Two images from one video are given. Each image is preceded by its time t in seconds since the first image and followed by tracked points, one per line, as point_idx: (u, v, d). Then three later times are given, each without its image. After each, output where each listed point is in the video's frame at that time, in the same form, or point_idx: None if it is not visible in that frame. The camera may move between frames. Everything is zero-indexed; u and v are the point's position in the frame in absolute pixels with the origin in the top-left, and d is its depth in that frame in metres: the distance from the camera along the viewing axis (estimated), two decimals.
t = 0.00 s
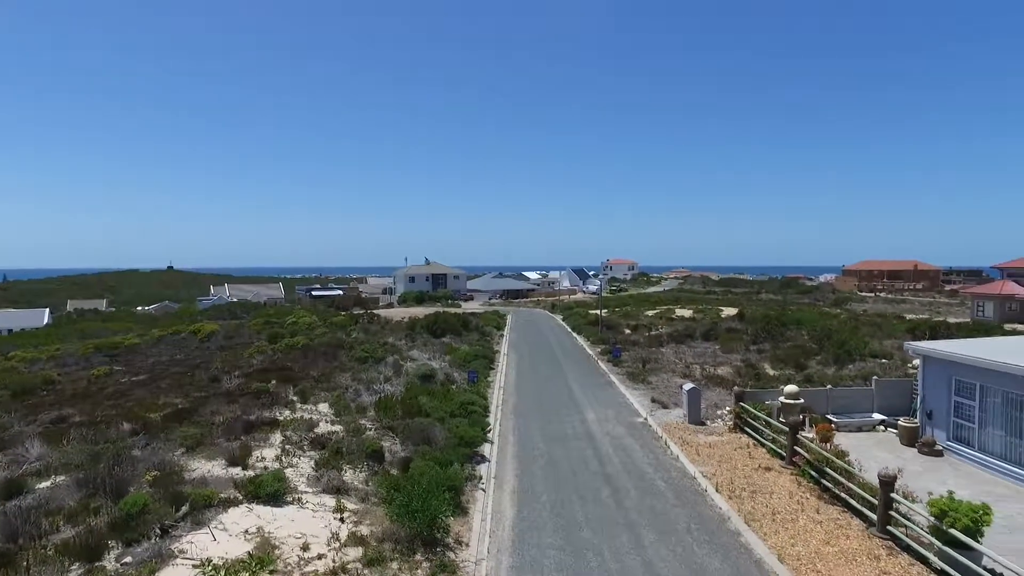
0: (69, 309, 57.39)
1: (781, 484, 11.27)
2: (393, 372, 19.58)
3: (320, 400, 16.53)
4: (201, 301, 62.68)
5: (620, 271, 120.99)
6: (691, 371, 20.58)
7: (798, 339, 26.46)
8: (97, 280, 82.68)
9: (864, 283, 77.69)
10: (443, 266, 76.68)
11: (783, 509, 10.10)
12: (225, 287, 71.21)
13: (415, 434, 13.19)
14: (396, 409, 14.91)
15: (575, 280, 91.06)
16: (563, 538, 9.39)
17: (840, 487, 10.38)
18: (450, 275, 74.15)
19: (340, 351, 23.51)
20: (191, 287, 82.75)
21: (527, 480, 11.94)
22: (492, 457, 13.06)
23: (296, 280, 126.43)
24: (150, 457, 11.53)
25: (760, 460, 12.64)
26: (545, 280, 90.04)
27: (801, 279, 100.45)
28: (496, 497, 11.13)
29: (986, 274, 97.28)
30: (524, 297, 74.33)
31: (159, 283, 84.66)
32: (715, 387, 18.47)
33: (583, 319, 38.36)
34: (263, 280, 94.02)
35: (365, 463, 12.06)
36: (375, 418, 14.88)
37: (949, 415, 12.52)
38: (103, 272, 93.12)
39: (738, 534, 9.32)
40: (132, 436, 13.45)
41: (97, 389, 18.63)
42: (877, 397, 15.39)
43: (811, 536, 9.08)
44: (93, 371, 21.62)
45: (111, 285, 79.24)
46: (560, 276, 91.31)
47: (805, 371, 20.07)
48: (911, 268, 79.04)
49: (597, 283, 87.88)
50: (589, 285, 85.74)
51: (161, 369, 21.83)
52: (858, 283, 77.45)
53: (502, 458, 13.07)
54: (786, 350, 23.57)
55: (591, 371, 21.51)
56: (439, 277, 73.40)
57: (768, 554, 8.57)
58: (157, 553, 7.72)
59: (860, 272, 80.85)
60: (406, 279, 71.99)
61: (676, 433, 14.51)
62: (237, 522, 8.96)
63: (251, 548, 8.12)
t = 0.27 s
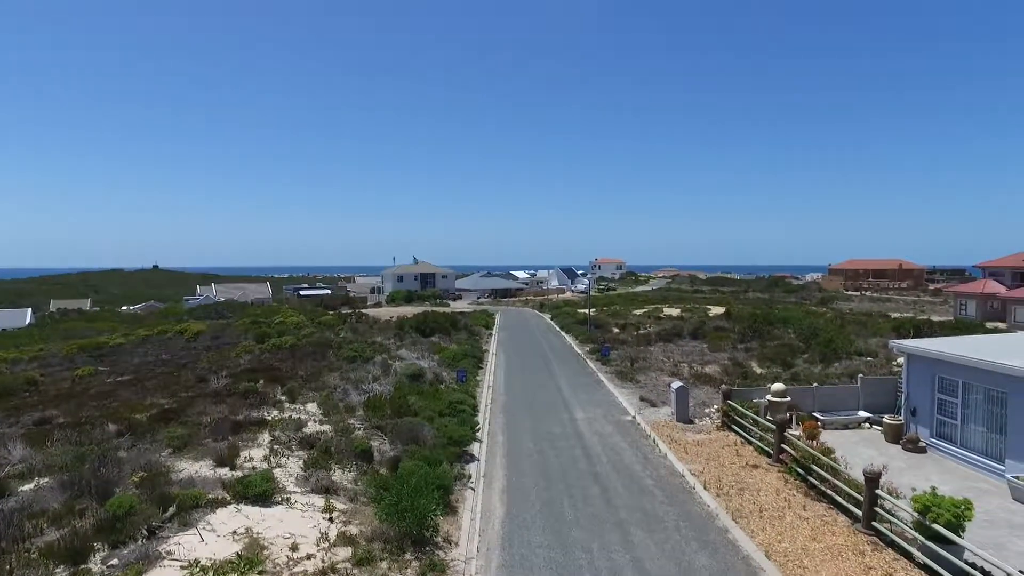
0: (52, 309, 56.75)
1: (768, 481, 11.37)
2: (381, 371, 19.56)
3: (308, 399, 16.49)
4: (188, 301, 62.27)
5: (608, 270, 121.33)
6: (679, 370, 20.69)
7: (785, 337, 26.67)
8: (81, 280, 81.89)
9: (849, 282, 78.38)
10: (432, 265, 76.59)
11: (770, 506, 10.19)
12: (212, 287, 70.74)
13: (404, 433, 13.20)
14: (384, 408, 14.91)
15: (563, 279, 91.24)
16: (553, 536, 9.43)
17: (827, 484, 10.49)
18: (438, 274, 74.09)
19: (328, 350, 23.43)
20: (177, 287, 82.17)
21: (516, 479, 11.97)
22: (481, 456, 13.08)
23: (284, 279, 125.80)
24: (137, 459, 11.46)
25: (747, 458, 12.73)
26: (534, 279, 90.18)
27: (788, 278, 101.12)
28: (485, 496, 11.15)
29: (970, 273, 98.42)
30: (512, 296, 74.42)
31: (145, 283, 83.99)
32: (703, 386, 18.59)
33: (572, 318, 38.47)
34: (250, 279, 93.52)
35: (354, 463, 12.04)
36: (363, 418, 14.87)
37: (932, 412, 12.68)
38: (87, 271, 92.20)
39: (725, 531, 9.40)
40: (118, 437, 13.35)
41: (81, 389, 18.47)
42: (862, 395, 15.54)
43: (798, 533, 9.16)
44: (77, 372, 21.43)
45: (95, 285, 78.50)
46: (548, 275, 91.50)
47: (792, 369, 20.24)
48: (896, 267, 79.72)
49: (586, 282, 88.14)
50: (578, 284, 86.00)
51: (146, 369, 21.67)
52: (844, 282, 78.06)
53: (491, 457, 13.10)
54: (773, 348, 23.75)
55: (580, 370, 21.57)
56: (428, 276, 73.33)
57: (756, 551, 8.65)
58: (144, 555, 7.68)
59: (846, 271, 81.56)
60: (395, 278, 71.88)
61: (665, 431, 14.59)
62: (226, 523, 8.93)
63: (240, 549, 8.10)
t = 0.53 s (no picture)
0: (36, 309, 56.13)
1: (756, 478, 11.47)
2: (370, 371, 19.55)
3: (296, 399, 16.46)
4: (174, 300, 61.85)
5: (597, 269, 121.66)
6: (667, 369, 20.80)
7: (772, 336, 26.87)
8: (66, 279, 81.15)
9: (836, 281, 79.01)
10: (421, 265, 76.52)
11: (757, 503, 10.27)
12: (199, 286, 70.28)
13: (393, 432, 13.22)
14: (373, 408, 14.90)
15: (552, 278, 91.41)
16: (543, 535, 9.47)
17: (813, 481, 10.59)
18: (427, 274, 74.05)
19: (317, 350, 23.38)
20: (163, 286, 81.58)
21: (505, 477, 12.01)
22: (470, 455, 13.10)
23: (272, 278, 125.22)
24: (123, 460, 11.40)
25: (735, 456, 12.83)
26: (523, 278, 90.32)
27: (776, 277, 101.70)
28: (475, 495, 11.18)
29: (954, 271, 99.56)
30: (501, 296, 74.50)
31: (131, 282, 83.36)
32: (691, 384, 18.70)
33: (560, 317, 38.57)
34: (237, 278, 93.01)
35: (343, 463, 12.04)
36: (352, 418, 14.87)
37: (916, 409, 12.83)
38: (72, 271, 91.31)
39: (714, 528, 9.47)
40: (103, 438, 13.27)
41: (65, 390, 18.33)
42: (848, 393, 15.68)
43: (785, 530, 9.25)
44: (62, 372, 21.27)
45: (80, 285, 77.82)
46: (537, 275, 91.68)
47: (778, 367, 20.39)
48: (881, 266, 80.37)
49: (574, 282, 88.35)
50: (567, 283, 86.23)
51: (132, 369, 21.53)
52: (830, 282, 78.63)
53: (480, 456, 13.12)
54: (761, 346, 23.93)
55: (569, 369, 21.62)
56: (416, 275, 73.30)
57: (744, 548, 8.73)
58: (130, 557, 7.64)
59: (832, 270, 82.24)
60: (383, 278, 71.77)
61: (653, 430, 14.67)
62: (214, 524, 8.91)
63: (228, 550, 8.09)
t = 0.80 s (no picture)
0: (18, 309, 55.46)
1: (744, 476, 11.56)
2: (358, 371, 19.52)
3: (284, 399, 16.40)
4: (161, 300, 61.37)
5: (586, 268, 121.95)
6: (656, 367, 20.91)
7: (759, 335, 27.06)
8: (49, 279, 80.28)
9: (822, 279, 79.67)
10: (410, 264, 76.43)
11: (746, 501, 10.36)
12: (186, 285, 69.78)
13: (382, 432, 13.21)
14: (362, 408, 14.87)
15: (540, 277, 91.54)
16: (532, 534, 9.51)
17: (801, 478, 10.70)
18: (415, 273, 73.97)
19: (305, 350, 23.29)
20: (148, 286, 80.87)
21: (495, 477, 12.02)
22: (459, 454, 13.11)
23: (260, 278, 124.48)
24: (110, 461, 11.31)
25: (723, 454, 12.92)
26: (512, 277, 90.42)
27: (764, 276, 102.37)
28: (464, 494, 11.19)
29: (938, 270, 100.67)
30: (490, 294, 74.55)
31: (116, 282, 82.58)
32: (679, 383, 18.81)
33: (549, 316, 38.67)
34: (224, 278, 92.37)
35: (333, 463, 12.01)
36: (341, 417, 14.84)
37: (901, 407, 12.97)
38: (56, 270, 90.29)
39: (703, 526, 9.54)
40: (89, 440, 13.16)
41: (49, 391, 18.15)
42: (835, 391, 15.83)
43: (773, 527, 9.34)
44: (46, 373, 21.06)
45: (64, 284, 77.00)
46: (526, 274, 91.87)
47: (766, 366, 20.56)
48: (867, 265, 81.11)
49: (563, 281, 88.57)
50: (555, 282, 86.40)
51: (118, 370, 21.36)
52: (817, 280, 79.26)
53: (470, 456, 13.13)
54: (748, 345, 24.10)
55: (558, 368, 21.68)
56: (405, 274, 73.25)
57: (732, 545, 8.80)
58: (117, 559, 7.59)
59: (819, 269, 82.92)
60: (372, 277, 71.62)
61: (642, 428, 14.75)
62: (202, 525, 8.87)
63: (216, 551, 8.06)
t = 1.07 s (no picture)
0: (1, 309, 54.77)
1: (732, 474, 11.63)
2: (348, 370, 19.46)
3: (273, 399, 16.32)
4: (147, 299, 60.86)
5: (575, 267, 122.22)
6: (645, 366, 20.99)
7: (747, 333, 27.24)
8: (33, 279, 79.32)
9: (809, 279, 80.34)
10: (399, 263, 76.29)
11: (734, 499, 10.43)
12: (173, 285, 69.29)
13: (371, 431, 13.19)
14: (351, 408, 14.83)
15: (529, 276, 91.59)
16: (522, 533, 9.52)
17: (788, 476, 10.78)
18: (404, 272, 73.88)
19: (293, 349, 23.19)
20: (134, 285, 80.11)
21: (484, 476, 12.03)
22: (449, 454, 13.11)
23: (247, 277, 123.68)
24: (95, 462, 11.21)
25: (712, 452, 13.00)
26: (501, 276, 90.44)
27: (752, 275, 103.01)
28: (453, 493, 11.19)
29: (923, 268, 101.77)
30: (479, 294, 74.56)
31: (101, 281, 81.74)
32: (668, 382, 18.90)
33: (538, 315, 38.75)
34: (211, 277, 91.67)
35: (321, 463, 11.97)
36: (330, 417, 14.79)
37: (887, 404, 13.08)
38: (39, 270, 89.26)
39: (691, 524, 9.59)
40: (74, 441, 13.04)
41: (33, 392, 17.96)
42: (822, 389, 15.97)
43: (761, 524, 9.41)
44: (30, 373, 20.84)
45: (48, 284, 76.12)
46: (515, 273, 91.97)
47: (754, 364, 20.70)
48: (853, 264, 81.83)
49: (552, 280, 88.75)
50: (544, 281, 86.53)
51: (103, 370, 21.17)
52: (804, 279, 79.87)
53: (459, 455, 13.12)
54: (736, 344, 24.25)
55: (547, 367, 21.70)
56: (394, 274, 73.14)
57: (721, 542, 8.86)
58: (103, 561, 7.53)
59: (806, 268, 83.57)
60: (360, 276, 71.43)
61: (631, 427, 14.81)
62: (189, 526, 8.81)
63: (204, 552, 8.01)
